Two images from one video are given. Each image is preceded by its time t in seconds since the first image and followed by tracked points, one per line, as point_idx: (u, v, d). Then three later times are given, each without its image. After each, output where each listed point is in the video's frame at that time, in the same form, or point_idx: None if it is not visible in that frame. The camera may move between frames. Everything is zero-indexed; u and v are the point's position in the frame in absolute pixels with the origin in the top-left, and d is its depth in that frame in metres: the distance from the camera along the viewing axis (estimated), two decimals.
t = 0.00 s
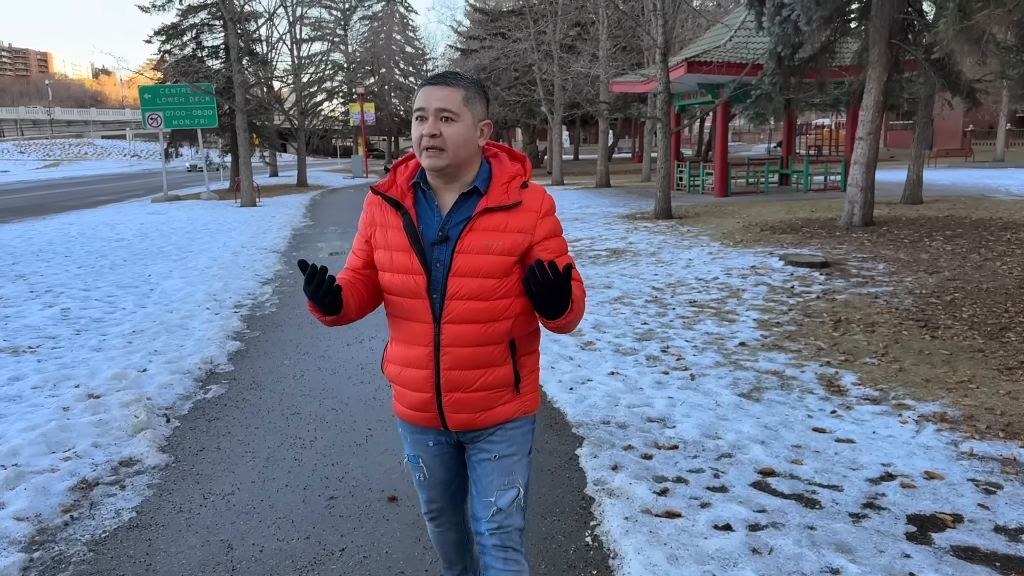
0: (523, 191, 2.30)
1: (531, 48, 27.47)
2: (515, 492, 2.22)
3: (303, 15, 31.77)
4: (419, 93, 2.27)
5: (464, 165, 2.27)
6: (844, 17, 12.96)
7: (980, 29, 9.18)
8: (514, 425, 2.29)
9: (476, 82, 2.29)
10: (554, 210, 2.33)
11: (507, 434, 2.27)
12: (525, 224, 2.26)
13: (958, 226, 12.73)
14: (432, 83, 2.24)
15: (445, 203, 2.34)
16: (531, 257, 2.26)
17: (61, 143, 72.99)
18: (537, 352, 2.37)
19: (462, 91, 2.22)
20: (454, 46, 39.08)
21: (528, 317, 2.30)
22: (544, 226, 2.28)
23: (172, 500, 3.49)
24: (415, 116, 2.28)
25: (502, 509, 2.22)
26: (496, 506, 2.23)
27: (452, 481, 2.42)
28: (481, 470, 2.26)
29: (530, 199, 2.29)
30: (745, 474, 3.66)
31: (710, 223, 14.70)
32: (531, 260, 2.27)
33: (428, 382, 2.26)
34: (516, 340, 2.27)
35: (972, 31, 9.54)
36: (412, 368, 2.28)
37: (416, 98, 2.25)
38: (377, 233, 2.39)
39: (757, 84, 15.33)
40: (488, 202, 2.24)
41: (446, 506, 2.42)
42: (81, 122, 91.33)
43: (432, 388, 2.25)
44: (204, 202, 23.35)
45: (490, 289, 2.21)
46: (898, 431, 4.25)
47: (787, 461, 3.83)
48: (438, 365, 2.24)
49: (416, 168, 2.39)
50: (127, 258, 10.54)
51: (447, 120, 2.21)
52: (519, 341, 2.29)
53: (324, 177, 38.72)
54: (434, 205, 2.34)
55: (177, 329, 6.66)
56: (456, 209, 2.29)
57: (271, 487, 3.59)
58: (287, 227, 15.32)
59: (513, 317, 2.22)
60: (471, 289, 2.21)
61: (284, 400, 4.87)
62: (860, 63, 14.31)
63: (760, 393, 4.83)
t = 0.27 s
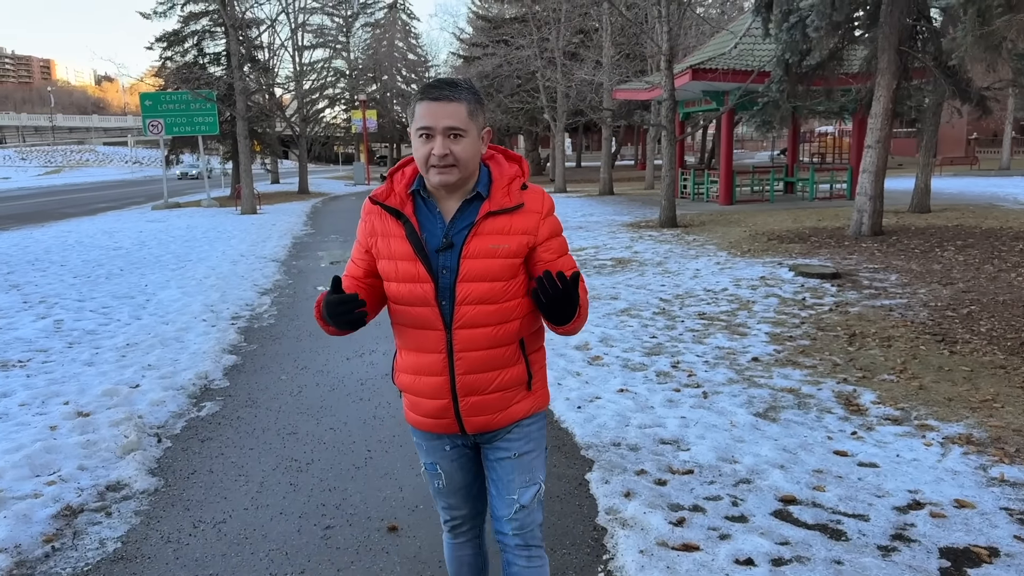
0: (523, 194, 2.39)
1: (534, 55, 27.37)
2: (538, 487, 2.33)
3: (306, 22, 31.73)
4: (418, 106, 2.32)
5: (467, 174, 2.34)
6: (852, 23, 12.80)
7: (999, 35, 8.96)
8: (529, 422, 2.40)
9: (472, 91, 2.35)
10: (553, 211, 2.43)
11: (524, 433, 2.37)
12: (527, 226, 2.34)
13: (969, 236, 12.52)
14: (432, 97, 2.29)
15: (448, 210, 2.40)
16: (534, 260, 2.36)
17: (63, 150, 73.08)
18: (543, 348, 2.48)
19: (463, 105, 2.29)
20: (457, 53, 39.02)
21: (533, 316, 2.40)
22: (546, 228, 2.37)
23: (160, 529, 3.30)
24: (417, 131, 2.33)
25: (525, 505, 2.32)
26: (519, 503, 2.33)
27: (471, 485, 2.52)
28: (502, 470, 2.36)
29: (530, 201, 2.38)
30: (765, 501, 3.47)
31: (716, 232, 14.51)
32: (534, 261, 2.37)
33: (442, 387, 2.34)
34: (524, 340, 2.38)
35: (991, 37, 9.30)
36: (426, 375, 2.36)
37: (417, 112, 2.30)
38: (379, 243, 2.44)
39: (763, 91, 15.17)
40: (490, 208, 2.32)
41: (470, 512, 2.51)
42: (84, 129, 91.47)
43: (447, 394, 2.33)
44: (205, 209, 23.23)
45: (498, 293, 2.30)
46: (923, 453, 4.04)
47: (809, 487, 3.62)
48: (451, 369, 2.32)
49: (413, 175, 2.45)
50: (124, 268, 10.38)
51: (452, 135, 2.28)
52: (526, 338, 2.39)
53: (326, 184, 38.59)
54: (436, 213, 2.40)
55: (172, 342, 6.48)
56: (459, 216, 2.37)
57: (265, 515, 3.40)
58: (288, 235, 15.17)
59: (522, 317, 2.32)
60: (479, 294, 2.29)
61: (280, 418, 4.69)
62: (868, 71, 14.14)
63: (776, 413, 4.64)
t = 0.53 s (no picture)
0: (534, 204, 2.47)
1: (534, 63, 27.30)
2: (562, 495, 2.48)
3: (306, 29, 31.72)
4: (429, 120, 2.38)
5: (480, 186, 2.41)
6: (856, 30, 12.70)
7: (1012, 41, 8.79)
8: (544, 432, 2.50)
9: (483, 104, 2.42)
10: (562, 221, 2.51)
11: (542, 444, 2.48)
12: (538, 235, 2.42)
13: (975, 244, 12.39)
14: (444, 112, 2.35)
15: (460, 222, 2.47)
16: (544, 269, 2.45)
17: (63, 157, 73.16)
18: (552, 355, 2.58)
19: (476, 118, 2.35)
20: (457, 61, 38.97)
21: (542, 325, 2.49)
22: (555, 237, 2.46)
23: (142, 554, 3.14)
24: (430, 145, 2.38)
25: (553, 515, 2.46)
26: (547, 513, 2.46)
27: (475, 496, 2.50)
28: (528, 480, 2.45)
29: (539, 210, 2.46)
30: (779, 525, 3.31)
31: (718, 240, 14.37)
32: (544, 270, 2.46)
33: (458, 397, 2.40)
34: (537, 348, 2.46)
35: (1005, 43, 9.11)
36: (441, 386, 2.42)
37: (429, 126, 2.36)
38: (389, 254, 2.49)
39: (765, 99, 15.05)
40: (501, 217, 2.39)
41: (478, 527, 2.48)
42: (84, 136, 91.56)
43: (464, 403, 2.39)
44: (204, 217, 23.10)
45: (511, 303, 2.38)
46: (941, 473, 3.87)
47: (824, 510, 3.45)
48: (468, 379, 2.39)
49: (423, 186, 2.51)
50: (119, 276, 10.22)
51: (466, 148, 2.34)
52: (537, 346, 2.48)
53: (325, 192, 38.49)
54: (446, 224, 2.46)
55: (162, 354, 6.30)
56: (470, 227, 2.44)
57: (252, 540, 3.23)
58: (285, 243, 15.01)
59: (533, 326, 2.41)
60: (494, 304, 2.37)
61: (272, 434, 4.52)
62: (872, 78, 14.03)
63: (786, 429, 4.48)
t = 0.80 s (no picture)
0: (546, 222, 2.48)
1: (532, 70, 27.24)
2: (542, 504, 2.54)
3: (304, 37, 31.66)
4: (452, 134, 2.35)
5: (498, 203, 2.40)
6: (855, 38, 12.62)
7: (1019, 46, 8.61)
8: (541, 446, 2.51)
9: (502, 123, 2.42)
10: (571, 241, 2.54)
11: (537, 455, 2.50)
12: (551, 253, 2.43)
13: (977, 253, 12.26)
14: (470, 129, 2.33)
15: (473, 237, 2.45)
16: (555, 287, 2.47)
17: (61, 164, 73.15)
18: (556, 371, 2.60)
19: (501, 137, 2.34)
20: (455, 68, 38.93)
21: (550, 342, 2.50)
22: (566, 256, 2.47)
23: None
24: (453, 161, 2.35)
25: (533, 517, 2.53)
26: (527, 515, 2.53)
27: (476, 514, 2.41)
28: (517, 488, 2.49)
29: (552, 228, 2.47)
30: (788, 553, 3.13)
31: (717, 248, 14.22)
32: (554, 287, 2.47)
33: (469, 413, 2.37)
34: (545, 366, 2.47)
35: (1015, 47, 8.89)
36: (451, 401, 2.38)
37: (455, 142, 2.32)
38: (400, 268, 2.44)
39: (764, 106, 14.94)
40: (516, 235, 2.39)
41: (477, 548, 2.37)
42: (82, 143, 91.50)
43: (473, 418, 2.36)
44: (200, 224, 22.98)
45: (525, 319, 2.38)
46: (956, 496, 3.69)
47: (835, 537, 3.27)
48: (479, 394, 2.37)
49: (435, 201, 2.48)
50: (109, 285, 10.05)
51: (494, 166, 2.33)
52: (544, 363, 2.49)
53: (323, 199, 38.35)
54: (460, 240, 2.44)
55: (147, 366, 6.11)
56: (484, 243, 2.43)
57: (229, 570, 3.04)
58: (280, 251, 14.85)
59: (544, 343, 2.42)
60: (508, 320, 2.36)
61: (256, 453, 4.33)
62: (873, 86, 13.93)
63: (792, 448, 4.30)
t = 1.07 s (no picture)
0: (550, 234, 2.55)
1: (531, 79, 27.18)
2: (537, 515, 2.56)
3: (301, 45, 31.60)
4: (468, 141, 2.40)
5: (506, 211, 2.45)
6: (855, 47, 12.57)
7: None
8: (532, 457, 2.53)
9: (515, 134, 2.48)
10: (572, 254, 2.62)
11: (529, 468, 2.53)
12: (554, 264, 2.51)
13: (981, 264, 12.15)
14: (486, 135, 2.39)
15: (478, 244, 2.49)
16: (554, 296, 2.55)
17: (58, 171, 73.10)
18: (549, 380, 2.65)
19: (514, 145, 2.42)
20: (454, 77, 38.90)
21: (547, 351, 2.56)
22: (567, 267, 2.56)
23: None
24: (468, 165, 2.40)
25: (524, 533, 2.55)
26: (519, 530, 2.55)
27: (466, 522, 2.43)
28: (512, 498, 2.51)
29: (555, 240, 2.55)
30: None
31: (718, 259, 14.07)
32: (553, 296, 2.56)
33: (467, 417, 2.40)
34: (542, 375, 2.53)
35: None
36: (450, 403, 2.41)
37: (471, 147, 2.38)
38: (404, 270, 2.46)
39: (765, 115, 14.83)
40: (523, 244, 2.45)
41: (464, 558, 2.39)
42: (80, 151, 91.52)
43: (472, 423, 2.39)
44: (196, 233, 22.85)
45: (526, 327, 2.44)
46: (972, 525, 3.52)
47: (847, 570, 3.11)
48: (478, 398, 2.40)
49: (442, 207, 2.51)
50: (99, 296, 9.88)
51: (507, 173, 2.39)
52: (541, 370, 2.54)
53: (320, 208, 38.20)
54: (465, 245, 2.47)
55: (132, 382, 5.93)
56: (490, 251, 2.47)
57: None
58: (276, 261, 14.68)
59: (542, 351, 2.48)
60: (510, 327, 2.42)
61: (242, 477, 4.16)
62: (874, 95, 13.84)
63: (799, 471, 4.14)
